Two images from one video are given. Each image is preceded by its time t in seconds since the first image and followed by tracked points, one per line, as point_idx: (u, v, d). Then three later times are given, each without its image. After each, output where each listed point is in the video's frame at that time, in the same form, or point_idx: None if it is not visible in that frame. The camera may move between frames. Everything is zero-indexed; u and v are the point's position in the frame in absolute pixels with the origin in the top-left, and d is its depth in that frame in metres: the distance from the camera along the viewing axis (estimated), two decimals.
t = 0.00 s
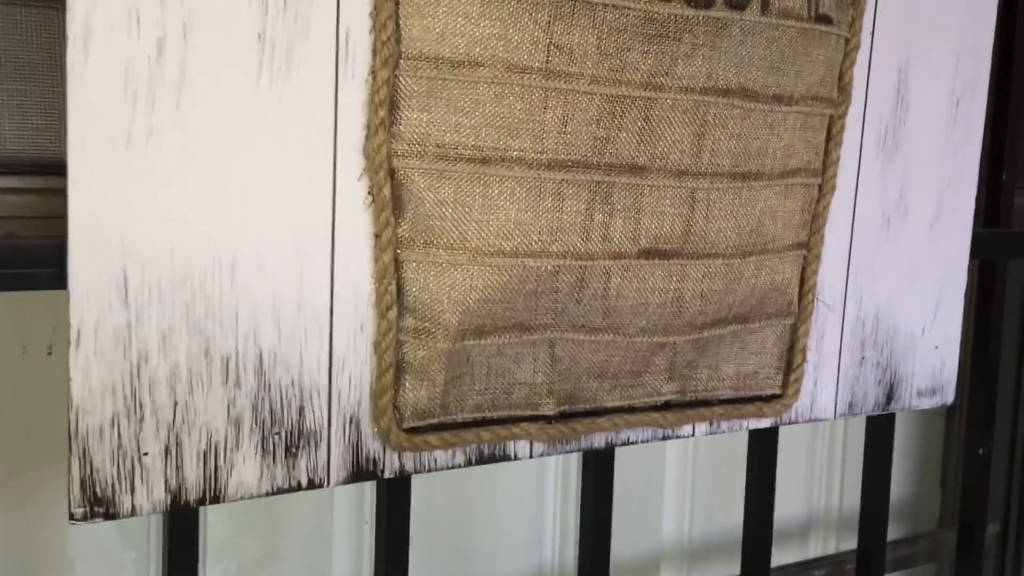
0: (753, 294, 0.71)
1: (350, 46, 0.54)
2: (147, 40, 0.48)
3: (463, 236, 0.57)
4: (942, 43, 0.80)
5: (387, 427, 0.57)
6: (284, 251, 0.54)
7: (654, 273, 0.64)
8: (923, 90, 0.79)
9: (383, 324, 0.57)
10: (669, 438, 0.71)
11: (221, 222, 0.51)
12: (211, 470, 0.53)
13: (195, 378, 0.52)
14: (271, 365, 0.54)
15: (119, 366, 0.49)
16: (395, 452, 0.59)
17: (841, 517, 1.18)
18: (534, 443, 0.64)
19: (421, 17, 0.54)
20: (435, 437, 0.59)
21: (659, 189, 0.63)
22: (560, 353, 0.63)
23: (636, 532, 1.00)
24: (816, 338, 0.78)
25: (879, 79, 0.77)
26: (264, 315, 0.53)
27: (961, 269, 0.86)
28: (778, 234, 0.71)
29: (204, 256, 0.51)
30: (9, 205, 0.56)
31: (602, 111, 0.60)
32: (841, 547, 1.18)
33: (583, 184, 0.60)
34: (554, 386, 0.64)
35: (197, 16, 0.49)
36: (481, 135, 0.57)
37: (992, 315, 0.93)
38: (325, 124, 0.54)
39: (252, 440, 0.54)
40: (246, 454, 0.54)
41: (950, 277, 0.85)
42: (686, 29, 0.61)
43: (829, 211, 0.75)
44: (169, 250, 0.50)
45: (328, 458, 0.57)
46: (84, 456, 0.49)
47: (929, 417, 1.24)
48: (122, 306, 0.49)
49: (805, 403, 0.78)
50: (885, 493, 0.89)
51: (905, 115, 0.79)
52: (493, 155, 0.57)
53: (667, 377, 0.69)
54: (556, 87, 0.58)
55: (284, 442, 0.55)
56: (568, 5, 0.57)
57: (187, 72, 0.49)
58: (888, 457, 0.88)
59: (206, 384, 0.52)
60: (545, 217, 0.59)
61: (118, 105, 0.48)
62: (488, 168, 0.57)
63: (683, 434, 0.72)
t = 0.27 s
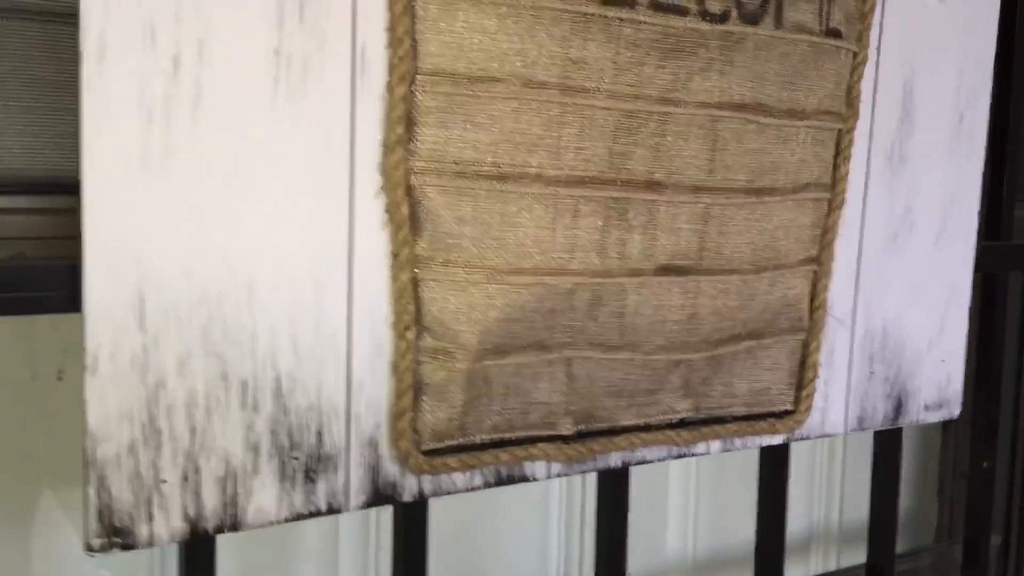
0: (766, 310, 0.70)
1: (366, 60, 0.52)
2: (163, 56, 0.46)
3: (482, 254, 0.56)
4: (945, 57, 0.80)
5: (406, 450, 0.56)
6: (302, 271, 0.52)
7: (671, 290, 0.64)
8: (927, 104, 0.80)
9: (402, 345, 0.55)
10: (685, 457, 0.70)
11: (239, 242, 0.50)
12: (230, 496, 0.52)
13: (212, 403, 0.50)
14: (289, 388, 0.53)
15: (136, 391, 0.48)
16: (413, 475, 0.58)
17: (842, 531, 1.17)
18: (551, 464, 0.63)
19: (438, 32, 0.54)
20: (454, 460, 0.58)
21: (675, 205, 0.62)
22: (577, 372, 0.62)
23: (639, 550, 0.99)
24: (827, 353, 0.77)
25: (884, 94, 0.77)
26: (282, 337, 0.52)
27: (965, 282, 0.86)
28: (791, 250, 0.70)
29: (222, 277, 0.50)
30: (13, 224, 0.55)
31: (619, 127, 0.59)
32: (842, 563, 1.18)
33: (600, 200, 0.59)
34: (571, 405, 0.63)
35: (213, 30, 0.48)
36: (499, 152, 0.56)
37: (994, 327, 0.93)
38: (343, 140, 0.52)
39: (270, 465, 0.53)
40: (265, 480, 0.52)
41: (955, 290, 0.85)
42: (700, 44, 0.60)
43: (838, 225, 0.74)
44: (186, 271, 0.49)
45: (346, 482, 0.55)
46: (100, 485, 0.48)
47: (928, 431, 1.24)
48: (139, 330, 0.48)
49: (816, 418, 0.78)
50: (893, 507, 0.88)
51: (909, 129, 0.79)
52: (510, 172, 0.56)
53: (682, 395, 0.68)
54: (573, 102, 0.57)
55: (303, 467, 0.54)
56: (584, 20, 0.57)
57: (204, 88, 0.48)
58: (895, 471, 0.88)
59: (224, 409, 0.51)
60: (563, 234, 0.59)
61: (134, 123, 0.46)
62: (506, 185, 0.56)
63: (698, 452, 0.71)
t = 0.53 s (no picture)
0: (788, 319, 0.70)
1: (401, 82, 0.51)
2: (202, 83, 0.45)
3: (518, 274, 0.56)
4: (947, 63, 0.80)
5: (447, 476, 0.55)
6: (341, 299, 0.51)
7: (700, 304, 0.63)
8: (932, 110, 0.80)
9: (441, 369, 0.54)
10: (711, 468, 0.70)
11: (279, 271, 0.49)
12: (274, 531, 0.50)
13: (256, 437, 0.49)
14: (331, 418, 0.52)
15: (181, 428, 0.47)
16: (453, 500, 0.57)
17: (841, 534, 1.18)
18: (585, 483, 0.63)
19: (471, 50, 0.53)
20: (492, 483, 0.57)
21: (703, 220, 0.62)
22: (608, 389, 0.62)
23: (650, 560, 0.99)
24: (843, 359, 0.78)
25: (892, 101, 0.77)
26: (323, 366, 0.51)
27: (970, 284, 0.87)
28: (811, 259, 0.71)
29: (263, 308, 0.48)
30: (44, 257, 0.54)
31: (648, 142, 0.59)
32: (841, 564, 1.18)
33: (632, 216, 0.59)
34: (603, 423, 0.62)
35: (251, 54, 0.46)
36: (533, 171, 0.55)
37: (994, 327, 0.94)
38: (379, 163, 0.51)
39: (314, 498, 0.51)
40: (309, 513, 0.51)
41: (960, 293, 0.86)
42: (726, 56, 0.60)
43: (852, 233, 0.74)
44: (228, 304, 0.47)
45: (388, 511, 0.54)
46: (147, 527, 0.46)
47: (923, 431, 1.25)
48: (182, 365, 0.46)
49: (834, 425, 0.78)
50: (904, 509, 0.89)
51: (915, 135, 0.80)
52: (544, 191, 0.56)
53: (708, 407, 0.68)
54: (604, 118, 0.57)
55: (346, 497, 0.53)
56: (614, 35, 0.56)
57: (243, 114, 0.46)
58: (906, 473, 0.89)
59: (268, 442, 0.50)
60: (596, 252, 0.58)
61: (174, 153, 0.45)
62: (540, 204, 0.56)
63: (724, 464, 0.71)
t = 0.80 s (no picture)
0: (775, 326, 0.72)
1: (408, 100, 0.51)
2: (217, 103, 0.45)
3: (523, 288, 0.56)
4: (918, 72, 0.83)
5: (456, 491, 0.55)
6: (352, 317, 0.51)
7: (694, 313, 0.65)
8: (904, 118, 0.82)
9: (449, 385, 0.55)
10: (703, 474, 0.71)
11: (292, 291, 0.48)
12: (289, 551, 0.50)
13: (271, 458, 0.49)
14: (343, 436, 0.51)
15: (197, 452, 0.46)
16: (461, 515, 0.57)
17: (812, 533, 1.20)
18: (586, 493, 0.63)
19: (476, 66, 0.53)
20: (499, 497, 0.57)
21: (697, 230, 0.63)
22: (608, 399, 0.62)
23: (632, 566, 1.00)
24: (825, 363, 0.79)
25: (867, 110, 0.79)
26: (335, 384, 0.51)
27: (939, 287, 0.89)
28: (796, 266, 0.72)
29: (277, 328, 0.48)
30: (51, 280, 0.53)
31: (645, 156, 0.60)
32: (812, 563, 1.20)
33: (631, 229, 0.60)
34: (604, 433, 0.63)
35: (263, 74, 0.46)
36: (537, 186, 0.56)
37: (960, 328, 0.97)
38: (387, 180, 0.51)
39: (327, 517, 0.51)
40: (322, 532, 0.51)
41: (930, 296, 0.88)
42: (719, 70, 0.61)
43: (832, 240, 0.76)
44: (242, 325, 0.47)
45: (398, 527, 0.54)
46: (165, 552, 0.46)
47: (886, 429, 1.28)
48: (198, 388, 0.46)
49: (817, 427, 0.80)
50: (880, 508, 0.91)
51: (888, 144, 0.82)
52: (548, 206, 0.56)
53: (700, 414, 0.69)
54: (604, 133, 0.57)
55: (357, 515, 0.53)
56: (612, 50, 0.57)
57: (256, 134, 0.46)
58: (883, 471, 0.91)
59: (282, 463, 0.49)
60: (597, 264, 0.59)
61: (189, 174, 0.44)
62: (545, 218, 0.56)
63: (715, 469, 0.72)
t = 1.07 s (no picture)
0: (744, 354, 0.73)
1: (392, 141, 0.52)
2: (208, 149, 0.45)
3: (506, 324, 0.57)
4: (875, 105, 0.85)
5: (440, 526, 0.56)
6: (338, 356, 0.51)
7: (668, 344, 0.66)
8: (861, 149, 0.85)
9: (433, 421, 0.55)
10: (675, 501, 0.73)
11: (280, 332, 0.49)
12: None
13: (259, 498, 0.49)
14: (330, 474, 0.52)
15: (188, 494, 0.46)
16: (444, 549, 0.57)
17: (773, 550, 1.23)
18: (564, 523, 0.64)
19: (460, 108, 0.54)
20: (482, 530, 0.58)
21: (671, 263, 0.64)
22: (585, 430, 0.63)
23: None
24: (790, 388, 0.81)
25: (828, 143, 0.81)
26: (322, 424, 0.51)
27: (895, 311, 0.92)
28: (763, 295, 0.74)
29: (266, 369, 0.48)
30: (34, 326, 0.54)
31: (622, 192, 0.61)
32: None
33: (609, 264, 0.61)
34: (581, 464, 0.64)
35: (254, 118, 0.46)
36: (519, 224, 0.57)
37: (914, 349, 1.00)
38: (373, 220, 0.52)
39: (314, 555, 0.51)
40: (309, 571, 0.51)
41: (887, 320, 0.91)
42: (691, 108, 0.63)
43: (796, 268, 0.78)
44: (233, 367, 0.47)
45: (383, 564, 0.54)
46: None
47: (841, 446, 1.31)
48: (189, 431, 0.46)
49: (783, 451, 0.81)
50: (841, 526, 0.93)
51: (847, 174, 0.84)
52: (529, 243, 0.57)
53: (673, 442, 0.70)
54: (582, 171, 0.59)
55: (343, 553, 0.53)
56: (590, 91, 0.58)
57: (247, 179, 0.47)
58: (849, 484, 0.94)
59: (270, 503, 0.49)
60: (575, 299, 0.60)
61: (181, 218, 0.44)
62: (526, 255, 0.57)
63: (686, 495, 0.73)
